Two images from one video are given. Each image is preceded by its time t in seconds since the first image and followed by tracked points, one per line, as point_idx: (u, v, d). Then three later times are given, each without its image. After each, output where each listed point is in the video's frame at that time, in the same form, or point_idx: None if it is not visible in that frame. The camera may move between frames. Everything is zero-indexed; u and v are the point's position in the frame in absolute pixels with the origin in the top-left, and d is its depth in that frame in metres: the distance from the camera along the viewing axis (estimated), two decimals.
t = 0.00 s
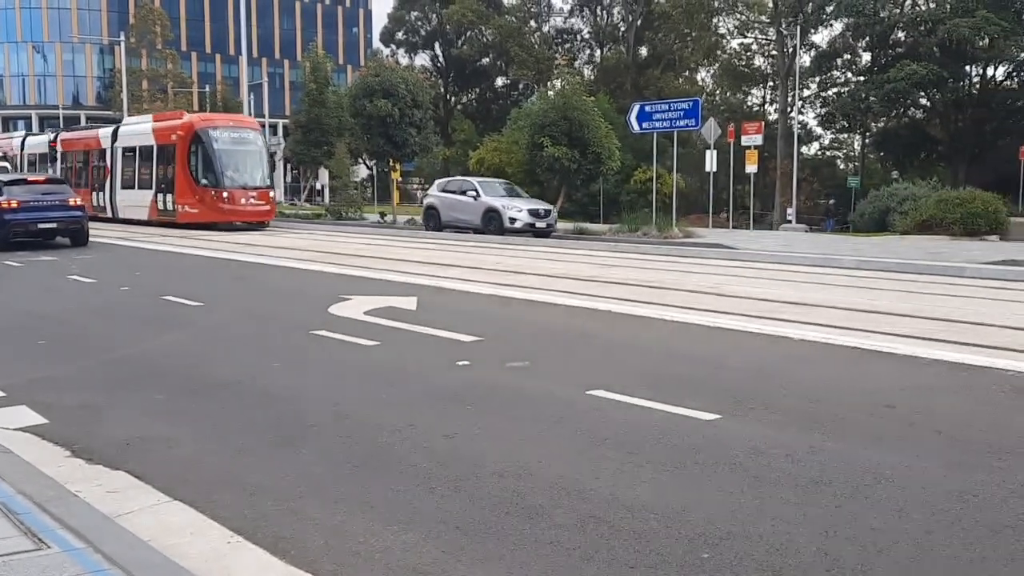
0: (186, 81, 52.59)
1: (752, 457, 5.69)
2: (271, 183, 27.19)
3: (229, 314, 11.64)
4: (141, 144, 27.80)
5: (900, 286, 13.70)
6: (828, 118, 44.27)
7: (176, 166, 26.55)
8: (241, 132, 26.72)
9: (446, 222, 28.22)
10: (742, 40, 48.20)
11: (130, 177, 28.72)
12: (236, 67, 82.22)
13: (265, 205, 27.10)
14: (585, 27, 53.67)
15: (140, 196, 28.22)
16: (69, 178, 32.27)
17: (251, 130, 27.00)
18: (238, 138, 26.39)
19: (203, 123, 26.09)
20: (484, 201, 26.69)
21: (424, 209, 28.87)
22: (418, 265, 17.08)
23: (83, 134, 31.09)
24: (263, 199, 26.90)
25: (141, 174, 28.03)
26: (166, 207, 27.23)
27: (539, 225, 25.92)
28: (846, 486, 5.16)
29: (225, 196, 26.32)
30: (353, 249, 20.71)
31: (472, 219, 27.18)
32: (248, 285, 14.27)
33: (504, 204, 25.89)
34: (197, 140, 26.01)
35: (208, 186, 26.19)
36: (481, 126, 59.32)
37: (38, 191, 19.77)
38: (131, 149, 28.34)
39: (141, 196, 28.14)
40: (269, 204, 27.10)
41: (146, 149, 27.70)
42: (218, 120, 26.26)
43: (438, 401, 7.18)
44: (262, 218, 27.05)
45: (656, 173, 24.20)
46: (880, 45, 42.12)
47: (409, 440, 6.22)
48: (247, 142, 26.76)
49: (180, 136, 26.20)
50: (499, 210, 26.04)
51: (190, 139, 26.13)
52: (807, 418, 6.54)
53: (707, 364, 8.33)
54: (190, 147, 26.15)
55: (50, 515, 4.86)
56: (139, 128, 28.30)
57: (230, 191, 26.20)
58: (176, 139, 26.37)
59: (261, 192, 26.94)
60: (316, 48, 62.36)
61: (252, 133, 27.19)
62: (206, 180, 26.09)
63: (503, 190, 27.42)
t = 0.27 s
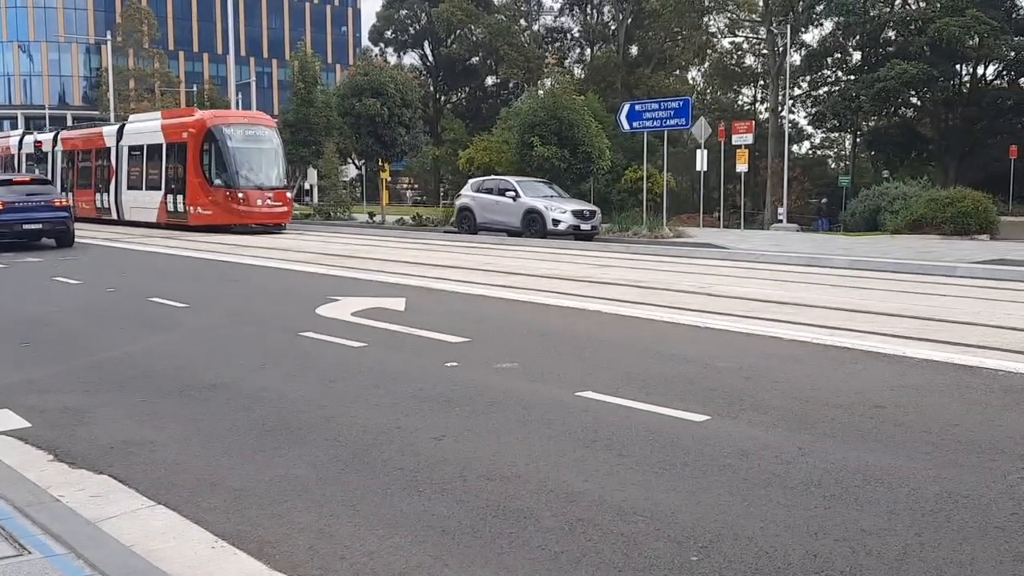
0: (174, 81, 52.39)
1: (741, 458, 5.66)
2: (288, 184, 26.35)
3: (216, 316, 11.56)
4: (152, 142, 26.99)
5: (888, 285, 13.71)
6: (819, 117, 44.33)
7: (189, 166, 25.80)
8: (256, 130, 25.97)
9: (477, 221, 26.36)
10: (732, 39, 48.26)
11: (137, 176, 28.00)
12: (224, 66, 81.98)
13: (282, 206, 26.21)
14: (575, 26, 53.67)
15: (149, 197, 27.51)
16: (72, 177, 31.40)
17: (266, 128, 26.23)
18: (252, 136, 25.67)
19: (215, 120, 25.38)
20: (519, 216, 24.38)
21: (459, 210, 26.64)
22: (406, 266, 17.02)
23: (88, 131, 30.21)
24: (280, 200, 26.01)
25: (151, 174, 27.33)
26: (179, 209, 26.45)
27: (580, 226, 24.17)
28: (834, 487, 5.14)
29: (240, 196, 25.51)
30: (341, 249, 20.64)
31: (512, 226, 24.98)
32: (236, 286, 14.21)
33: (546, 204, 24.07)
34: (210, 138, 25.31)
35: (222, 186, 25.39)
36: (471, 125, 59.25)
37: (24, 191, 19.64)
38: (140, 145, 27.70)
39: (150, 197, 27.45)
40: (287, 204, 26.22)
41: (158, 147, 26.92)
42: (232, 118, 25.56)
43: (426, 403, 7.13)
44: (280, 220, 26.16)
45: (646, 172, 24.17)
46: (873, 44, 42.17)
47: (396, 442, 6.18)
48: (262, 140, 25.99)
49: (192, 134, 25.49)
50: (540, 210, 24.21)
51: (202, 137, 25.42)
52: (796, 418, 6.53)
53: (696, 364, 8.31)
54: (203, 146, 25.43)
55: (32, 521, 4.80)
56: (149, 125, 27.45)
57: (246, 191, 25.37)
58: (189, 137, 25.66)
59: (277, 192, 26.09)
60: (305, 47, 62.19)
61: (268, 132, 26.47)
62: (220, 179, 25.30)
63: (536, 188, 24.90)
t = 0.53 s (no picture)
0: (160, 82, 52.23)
1: (727, 459, 5.66)
2: (306, 185, 25.33)
3: (202, 317, 11.51)
4: (161, 141, 26.02)
5: (873, 285, 13.76)
6: (805, 117, 44.48)
7: (202, 166, 24.78)
8: (273, 128, 24.98)
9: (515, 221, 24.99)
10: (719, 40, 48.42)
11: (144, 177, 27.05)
12: (211, 67, 81.81)
13: (301, 209, 25.19)
14: (563, 26, 53.69)
15: (158, 198, 26.54)
16: (76, 178, 30.42)
17: (283, 126, 25.24)
18: (270, 135, 24.70)
19: (231, 118, 24.39)
20: (569, 202, 23.29)
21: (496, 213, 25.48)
22: (393, 267, 16.99)
23: (93, 130, 29.24)
24: (299, 202, 24.99)
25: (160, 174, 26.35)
26: (190, 212, 25.44)
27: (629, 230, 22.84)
28: (819, 487, 5.15)
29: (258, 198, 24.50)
30: (328, 250, 20.59)
31: (554, 224, 23.78)
32: (222, 287, 14.15)
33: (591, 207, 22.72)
34: (226, 136, 24.33)
35: (239, 187, 24.38)
36: (459, 126, 59.24)
37: (8, 192, 19.52)
38: (148, 145, 26.76)
39: (159, 198, 26.47)
40: (305, 207, 25.20)
41: (168, 147, 25.94)
42: (248, 115, 24.59)
43: (413, 405, 7.12)
44: (298, 222, 25.15)
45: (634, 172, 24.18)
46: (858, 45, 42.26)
47: (382, 444, 6.16)
48: (280, 139, 24.99)
49: (207, 132, 24.52)
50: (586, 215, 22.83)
51: (217, 136, 24.43)
52: (781, 418, 6.54)
53: (682, 365, 8.32)
54: (218, 145, 24.43)
55: (15, 526, 4.76)
56: (158, 123, 26.49)
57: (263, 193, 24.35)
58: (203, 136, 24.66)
59: (296, 194, 25.07)
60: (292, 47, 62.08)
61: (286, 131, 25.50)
62: (237, 180, 24.28)
63: (588, 190, 24.05)
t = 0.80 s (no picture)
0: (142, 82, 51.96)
1: (710, 459, 5.67)
2: (325, 186, 24.02)
3: (184, 319, 11.44)
4: (172, 139, 24.81)
5: (855, 285, 13.83)
6: (788, 118, 44.67)
7: (215, 166, 23.53)
8: (290, 126, 23.75)
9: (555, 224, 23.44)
10: (703, 41, 48.57)
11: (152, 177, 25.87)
12: (194, 67, 81.46)
13: (319, 211, 23.90)
14: (547, 27, 53.65)
15: (166, 200, 25.32)
16: (77, 178, 29.23)
17: (299, 124, 24.01)
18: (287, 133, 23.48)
19: (244, 115, 23.14)
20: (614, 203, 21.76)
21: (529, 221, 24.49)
22: (376, 267, 16.95)
23: (97, 128, 28.06)
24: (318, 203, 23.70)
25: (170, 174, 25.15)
26: (201, 214, 24.22)
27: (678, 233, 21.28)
28: (800, 487, 5.17)
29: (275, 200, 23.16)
30: (310, 251, 20.52)
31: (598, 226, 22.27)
32: (205, 289, 14.05)
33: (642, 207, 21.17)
34: (240, 135, 23.07)
35: (254, 188, 23.07)
36: (443, 126, 59.15)
37: None
38: (155, 144, 25.63)
39: (168, 200, 25.24)
40: (324, 208, 23.89)
41: (180, 145, 24.73)
42: (264, 113, 23.36)
43: (395, 406, 7.09)
44: (316, 225, 23.82)
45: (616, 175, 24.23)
46: (840, 46, 42.48)
47: (365, 445, 6.15)
48: (296, 137, 23.73)
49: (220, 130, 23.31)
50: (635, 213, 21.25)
51: (231, 134, 23.18)
52: (763, 417, 6.56)
53: (667, 365, 8.33)
54: (232, 144, 23.18)
55: None
56: (167, 121, 25.30)
57: (280, 194, 23.05)
58: (215, 134, 23.44)
59: (314, 195, 23.75)
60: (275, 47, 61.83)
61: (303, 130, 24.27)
62: (252, 180, 22.99)
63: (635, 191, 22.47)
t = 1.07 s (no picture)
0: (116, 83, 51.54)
1: (685, 460, 5.69)
2: (340, 186, 22.71)
3: (157, 321, 11.34)
4: (174, 139, 23.51)
5: (829, 287, 13.92)
6: (763, 121, 44.95)
7: (224, 166, 22.20)
8: (302, 124, 22.44)
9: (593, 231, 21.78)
10: (678, 43, 48.74)
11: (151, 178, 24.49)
12: (168, 67, 80.93)
13: (335, 213, 22.64)
14: (523, 29, 53.63)
15: (169, 202, 23.94)
16: (70, 179, 27.82)
17: (311, 121, 22.69)
18: (300, 131, 22.18)
19: (254, 112, 21.81)
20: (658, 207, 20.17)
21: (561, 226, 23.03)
22: (351, 269, 16.87)
23: (92, 126, 26.67)
24: (333, 206, 22.45)
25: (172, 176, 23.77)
26: (207, 216, 22.94)
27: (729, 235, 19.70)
28: (774, 488, 5.20)
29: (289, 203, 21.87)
30: (286, 253, 20.40)
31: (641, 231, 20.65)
32: (180, 291, 13.93)
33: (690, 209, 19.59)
34: (250, 134, 21.76)
35: (266, 190, 21.78)
36: (419, 128, 59.05)
37: None
38: (155, 143, 24.24)
39: (170, 202, 23.91)
40: (340, 211, 22.59)
41: (184, 145, 23.39)
42: (275, 110, 22.04)
43: (371, 409, 7.06)
44: (331, 229, 22.53)
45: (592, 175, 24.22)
46: (814, 49, 42.73)
47: (340, 449, 6.11)
48: (309, 136, 22.41)
49: (229, 128, 21.97)
50: (683, 217, 19.65)
51: (241, 132, 21.86)
52: (737, 418, 6.59)
53: (642, 367, 8.35)
54: (241, 143, 21.88)
55: None
56: (159, 120, 24.17)
57: (294, 196, 21.76)
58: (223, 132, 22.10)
59: (328, 197, 22.45)
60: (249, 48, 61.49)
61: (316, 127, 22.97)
62: (264, 182, 21.68)
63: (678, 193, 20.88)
